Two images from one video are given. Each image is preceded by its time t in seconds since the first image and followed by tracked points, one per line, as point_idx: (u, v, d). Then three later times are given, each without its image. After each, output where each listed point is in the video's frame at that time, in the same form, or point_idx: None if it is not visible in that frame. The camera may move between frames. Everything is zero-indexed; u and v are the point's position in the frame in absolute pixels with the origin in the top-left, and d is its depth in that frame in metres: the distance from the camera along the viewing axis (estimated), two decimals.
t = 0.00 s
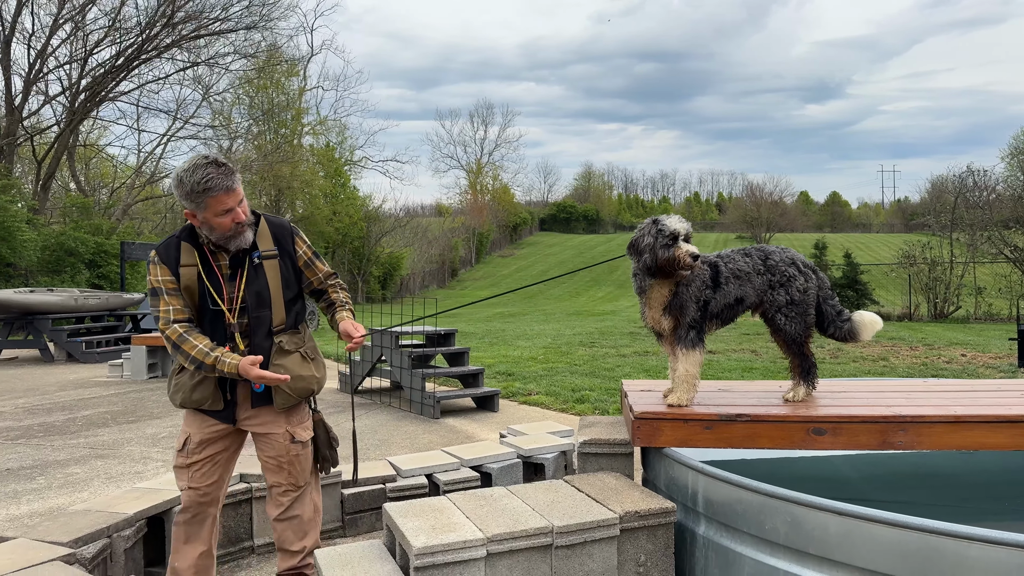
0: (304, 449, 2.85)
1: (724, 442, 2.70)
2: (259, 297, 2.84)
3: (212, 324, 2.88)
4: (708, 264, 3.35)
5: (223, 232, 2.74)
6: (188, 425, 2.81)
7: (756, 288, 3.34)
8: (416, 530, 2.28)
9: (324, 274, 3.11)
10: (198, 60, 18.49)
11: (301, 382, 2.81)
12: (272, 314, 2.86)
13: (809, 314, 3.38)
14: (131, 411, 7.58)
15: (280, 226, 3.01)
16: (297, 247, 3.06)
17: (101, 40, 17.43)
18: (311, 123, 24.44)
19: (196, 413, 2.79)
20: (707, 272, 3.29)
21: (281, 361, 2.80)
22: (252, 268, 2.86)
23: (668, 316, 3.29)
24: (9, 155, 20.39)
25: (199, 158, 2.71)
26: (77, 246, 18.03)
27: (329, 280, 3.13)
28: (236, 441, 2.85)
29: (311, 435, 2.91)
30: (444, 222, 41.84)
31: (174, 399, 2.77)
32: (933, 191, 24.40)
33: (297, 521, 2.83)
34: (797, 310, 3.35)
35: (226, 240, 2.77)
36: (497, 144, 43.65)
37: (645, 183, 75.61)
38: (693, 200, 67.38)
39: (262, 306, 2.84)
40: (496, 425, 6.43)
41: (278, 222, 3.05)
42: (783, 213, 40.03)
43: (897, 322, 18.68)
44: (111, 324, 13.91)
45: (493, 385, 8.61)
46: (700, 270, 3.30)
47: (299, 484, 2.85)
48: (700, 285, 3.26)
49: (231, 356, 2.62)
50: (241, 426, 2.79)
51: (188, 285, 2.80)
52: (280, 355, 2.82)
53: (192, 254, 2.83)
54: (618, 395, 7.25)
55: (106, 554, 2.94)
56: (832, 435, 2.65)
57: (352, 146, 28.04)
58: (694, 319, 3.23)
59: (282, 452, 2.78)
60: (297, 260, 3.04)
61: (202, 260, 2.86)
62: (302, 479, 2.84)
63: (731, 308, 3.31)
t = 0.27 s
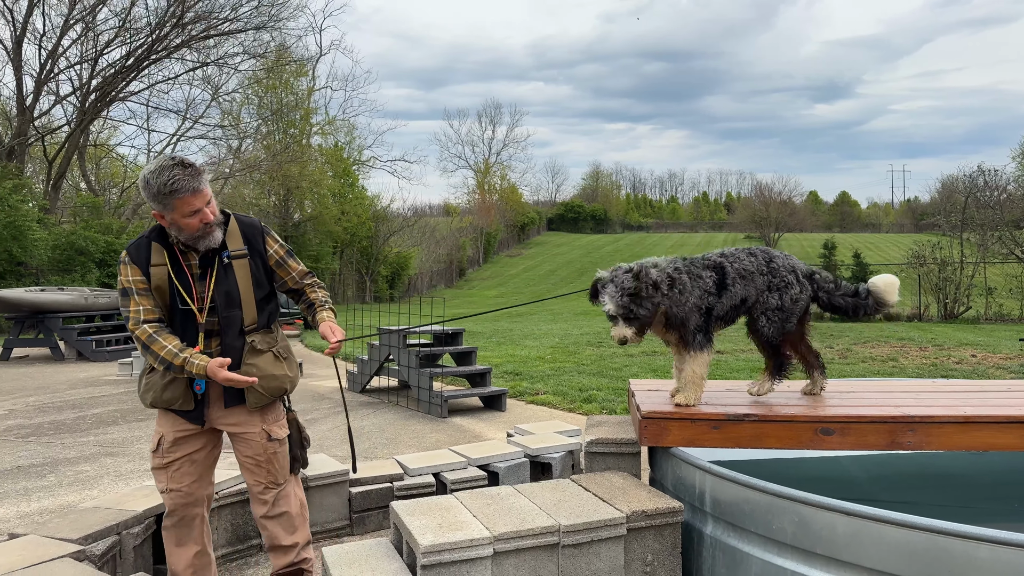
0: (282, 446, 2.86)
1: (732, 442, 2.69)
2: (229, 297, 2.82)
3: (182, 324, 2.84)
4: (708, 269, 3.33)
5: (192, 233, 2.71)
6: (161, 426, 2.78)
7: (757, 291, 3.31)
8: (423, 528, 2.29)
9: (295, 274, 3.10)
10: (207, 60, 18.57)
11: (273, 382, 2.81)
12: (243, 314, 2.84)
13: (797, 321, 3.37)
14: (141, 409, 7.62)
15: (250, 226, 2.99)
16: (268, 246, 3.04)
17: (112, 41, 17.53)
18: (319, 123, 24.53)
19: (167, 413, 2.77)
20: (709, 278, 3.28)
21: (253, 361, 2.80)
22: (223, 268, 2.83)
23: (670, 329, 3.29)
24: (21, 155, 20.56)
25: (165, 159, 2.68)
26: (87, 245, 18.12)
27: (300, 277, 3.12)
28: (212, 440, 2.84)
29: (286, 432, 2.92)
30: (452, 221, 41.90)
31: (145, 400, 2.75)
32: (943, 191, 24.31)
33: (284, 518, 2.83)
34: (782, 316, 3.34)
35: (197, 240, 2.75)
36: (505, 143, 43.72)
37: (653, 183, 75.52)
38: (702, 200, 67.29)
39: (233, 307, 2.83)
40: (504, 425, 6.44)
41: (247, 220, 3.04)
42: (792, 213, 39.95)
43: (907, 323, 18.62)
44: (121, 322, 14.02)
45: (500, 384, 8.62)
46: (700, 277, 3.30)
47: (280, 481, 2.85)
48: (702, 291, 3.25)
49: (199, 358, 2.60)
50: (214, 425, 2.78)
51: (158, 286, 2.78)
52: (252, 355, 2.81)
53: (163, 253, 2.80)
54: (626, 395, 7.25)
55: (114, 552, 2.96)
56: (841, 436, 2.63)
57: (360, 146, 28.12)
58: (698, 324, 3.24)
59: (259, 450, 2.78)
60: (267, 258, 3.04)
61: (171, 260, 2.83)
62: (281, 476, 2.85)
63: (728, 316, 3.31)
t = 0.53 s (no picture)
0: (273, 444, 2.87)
1: (738, 443, 2.69)
2: (211, 294, 2.84)
3: (169, 320, 2.89)
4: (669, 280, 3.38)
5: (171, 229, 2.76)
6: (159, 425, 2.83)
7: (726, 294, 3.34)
8: (430, 527, 2.31)
9: (281, 274, 3.06)
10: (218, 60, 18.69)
11: (261, 380, 2.80)
12: (225, 311, 2.85)
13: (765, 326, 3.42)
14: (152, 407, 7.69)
15: (241, 225, 3.02)
16: (256, 246, 3.04)
17: (124, 41, 17.67)
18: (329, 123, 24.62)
19: (162, 412, 2.82)
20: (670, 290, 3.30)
21: (237, 359, 2.79)
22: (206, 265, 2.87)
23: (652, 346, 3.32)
24: (34, 155, 20.74)
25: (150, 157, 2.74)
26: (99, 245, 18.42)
27: (288, 279, 3.09)
28: (209, 439, 2.87)
29: (278, 431, 2.93)
30: (461, 221, 41.98)
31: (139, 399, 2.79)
32: (956, 190, 24.17)
33: (281, 517, 2.85)
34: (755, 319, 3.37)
35: (177, 237, 2.78)
36: (514, 143, 43.77)
37: (663, 183, 75.41)
38: (712, 200, 67.15)
39: (215, 304, 2.84)
40: (512, 424, 6.45)
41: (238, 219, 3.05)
42: (803, 212, 39.79)
43: (918, 324, 18.54)
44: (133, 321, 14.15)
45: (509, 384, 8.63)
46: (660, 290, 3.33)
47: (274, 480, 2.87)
48: (669, 307, 3.26)
49: (175, 353, 2.67)
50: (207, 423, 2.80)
51: (144, 282, 2.85)
52: (238, 352, 2.81)
53: (150, 250, 2.86)
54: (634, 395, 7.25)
55: (124, 549, 2.98)
56: (847, 437, 2.63)
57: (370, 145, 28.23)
58: (679, 335, 3.27)
59: (251, 448, 2.79)
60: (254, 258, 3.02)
61: (159, 257, 2.88)
62: (273, 475, 2.86)
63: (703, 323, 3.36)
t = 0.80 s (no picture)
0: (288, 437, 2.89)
1: (753, 435, 2.73)
2: (230, 285, 2.90)
3: (196, 309, 3.00)
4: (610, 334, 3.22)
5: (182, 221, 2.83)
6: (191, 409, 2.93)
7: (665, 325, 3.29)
8: (452, 513, 2.37)
9: (298, 273, 2.97)
10: (232, 60, 18.84)
11: (275, 371, 2.83)
12: (240, 304, 2.91)
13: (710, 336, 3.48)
14: (171, 402, 7.80)
15: (266, 220, 3.01)
16: (279, 240, 2.98)
17: (139, 42, 17.85)
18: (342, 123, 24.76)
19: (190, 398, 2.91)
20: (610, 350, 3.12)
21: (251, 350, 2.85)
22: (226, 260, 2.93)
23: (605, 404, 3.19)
24: (51, 155, 21.00)
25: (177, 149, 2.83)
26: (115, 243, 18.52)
27: (303, 280, 2.98)
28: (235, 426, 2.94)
29: (293, 425, 2.93)
30: (472, 220, 42.11)
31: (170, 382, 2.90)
32: (970, 190, 24.05)
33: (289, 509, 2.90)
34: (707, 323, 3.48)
35: (192, 230, 2.84)
36: (525, 142, 43.87)
37: (674, 182, 75.32)
38: (723, 199, 67.05)
39: (234, 295, 2.91)
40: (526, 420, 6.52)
41: (269, 215, 3.02)
42: (815, 212, 39.88)
43: (931, 324, 18.50)
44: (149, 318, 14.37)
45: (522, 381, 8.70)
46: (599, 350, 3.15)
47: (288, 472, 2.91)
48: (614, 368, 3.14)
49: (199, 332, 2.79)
50: (228, 412, 2.87)
51: (174, 271, 2.98)
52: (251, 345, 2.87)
53: (180, 242, 2.97)
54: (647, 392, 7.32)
55: (152, 536, 3.05)
56: (862, 429, 2.66)
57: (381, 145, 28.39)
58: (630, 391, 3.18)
59: (262, 441, 2.84)
60: (273, 254, 2.98)
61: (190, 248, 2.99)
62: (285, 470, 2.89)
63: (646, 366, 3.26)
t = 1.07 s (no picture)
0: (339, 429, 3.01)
1: (787, 420, 2.79)
2: (283, 279, 3.12)
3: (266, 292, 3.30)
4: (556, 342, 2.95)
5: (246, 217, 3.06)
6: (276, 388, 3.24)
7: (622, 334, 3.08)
8: (499, 491, 2.45)
9: (342, 276, 3.00)
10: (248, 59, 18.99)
11: (313, 369, 2.95)
12: (288, 297, 3.10)
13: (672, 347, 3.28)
14: (197, 395, 7.94)
15: (327, 219, 3.07)
16: (331, 241, 3.03)
17: (157, 42, 18.04)
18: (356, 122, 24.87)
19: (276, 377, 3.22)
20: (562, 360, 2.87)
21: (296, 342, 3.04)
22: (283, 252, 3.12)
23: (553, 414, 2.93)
24: (70, 153, 21.25)
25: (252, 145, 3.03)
26: (132, 242, 18.93)
27: (346, 283, 3.00)
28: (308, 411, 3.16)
29: (350, 418, 3.04)
30: (484, 219, 42.25)
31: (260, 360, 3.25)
32: (986, 188, 23.95)
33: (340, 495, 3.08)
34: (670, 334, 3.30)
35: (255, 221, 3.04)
36: (536, 141, 43.94)
37: (686, 181, 75.19)
38: (735, 199, 66.92)
39: (286, 288, 3.11)
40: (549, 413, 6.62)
41: (330, 214, 3.08)
42: (829, 211, 39.81)
43: (948, 322, 18.46)
44: (170, 314, 14.56)
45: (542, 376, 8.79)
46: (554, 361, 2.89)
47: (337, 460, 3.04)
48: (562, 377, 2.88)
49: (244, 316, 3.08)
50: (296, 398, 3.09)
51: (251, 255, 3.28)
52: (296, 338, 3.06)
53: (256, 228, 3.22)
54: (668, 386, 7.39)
55: (200, 516, 3.16)
56: (894, 413, 2.73)
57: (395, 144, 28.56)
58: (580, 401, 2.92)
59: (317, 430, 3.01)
60: (324, 254, 3.05)
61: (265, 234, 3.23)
62: (340, 459, 3.04)
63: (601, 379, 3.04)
